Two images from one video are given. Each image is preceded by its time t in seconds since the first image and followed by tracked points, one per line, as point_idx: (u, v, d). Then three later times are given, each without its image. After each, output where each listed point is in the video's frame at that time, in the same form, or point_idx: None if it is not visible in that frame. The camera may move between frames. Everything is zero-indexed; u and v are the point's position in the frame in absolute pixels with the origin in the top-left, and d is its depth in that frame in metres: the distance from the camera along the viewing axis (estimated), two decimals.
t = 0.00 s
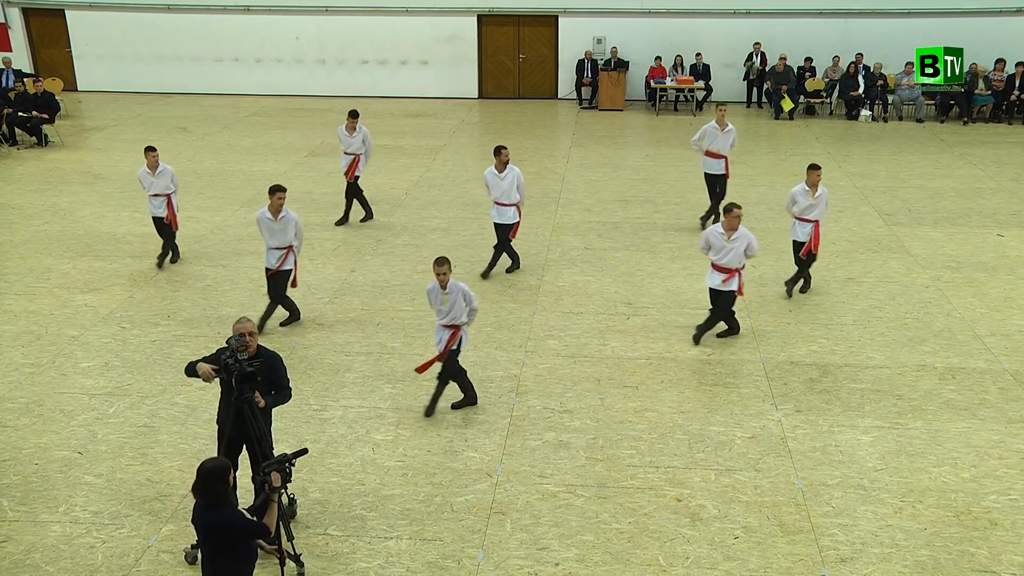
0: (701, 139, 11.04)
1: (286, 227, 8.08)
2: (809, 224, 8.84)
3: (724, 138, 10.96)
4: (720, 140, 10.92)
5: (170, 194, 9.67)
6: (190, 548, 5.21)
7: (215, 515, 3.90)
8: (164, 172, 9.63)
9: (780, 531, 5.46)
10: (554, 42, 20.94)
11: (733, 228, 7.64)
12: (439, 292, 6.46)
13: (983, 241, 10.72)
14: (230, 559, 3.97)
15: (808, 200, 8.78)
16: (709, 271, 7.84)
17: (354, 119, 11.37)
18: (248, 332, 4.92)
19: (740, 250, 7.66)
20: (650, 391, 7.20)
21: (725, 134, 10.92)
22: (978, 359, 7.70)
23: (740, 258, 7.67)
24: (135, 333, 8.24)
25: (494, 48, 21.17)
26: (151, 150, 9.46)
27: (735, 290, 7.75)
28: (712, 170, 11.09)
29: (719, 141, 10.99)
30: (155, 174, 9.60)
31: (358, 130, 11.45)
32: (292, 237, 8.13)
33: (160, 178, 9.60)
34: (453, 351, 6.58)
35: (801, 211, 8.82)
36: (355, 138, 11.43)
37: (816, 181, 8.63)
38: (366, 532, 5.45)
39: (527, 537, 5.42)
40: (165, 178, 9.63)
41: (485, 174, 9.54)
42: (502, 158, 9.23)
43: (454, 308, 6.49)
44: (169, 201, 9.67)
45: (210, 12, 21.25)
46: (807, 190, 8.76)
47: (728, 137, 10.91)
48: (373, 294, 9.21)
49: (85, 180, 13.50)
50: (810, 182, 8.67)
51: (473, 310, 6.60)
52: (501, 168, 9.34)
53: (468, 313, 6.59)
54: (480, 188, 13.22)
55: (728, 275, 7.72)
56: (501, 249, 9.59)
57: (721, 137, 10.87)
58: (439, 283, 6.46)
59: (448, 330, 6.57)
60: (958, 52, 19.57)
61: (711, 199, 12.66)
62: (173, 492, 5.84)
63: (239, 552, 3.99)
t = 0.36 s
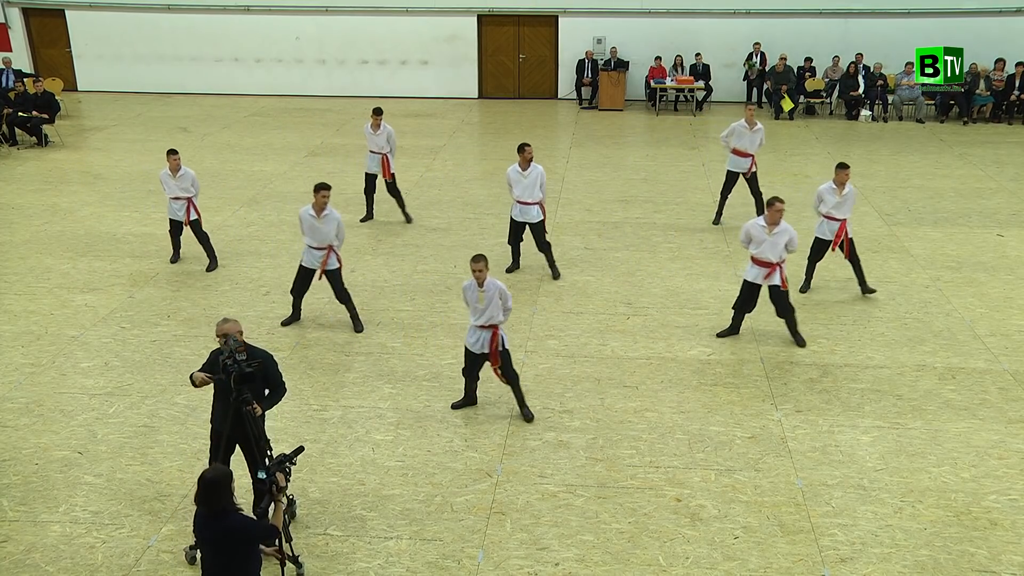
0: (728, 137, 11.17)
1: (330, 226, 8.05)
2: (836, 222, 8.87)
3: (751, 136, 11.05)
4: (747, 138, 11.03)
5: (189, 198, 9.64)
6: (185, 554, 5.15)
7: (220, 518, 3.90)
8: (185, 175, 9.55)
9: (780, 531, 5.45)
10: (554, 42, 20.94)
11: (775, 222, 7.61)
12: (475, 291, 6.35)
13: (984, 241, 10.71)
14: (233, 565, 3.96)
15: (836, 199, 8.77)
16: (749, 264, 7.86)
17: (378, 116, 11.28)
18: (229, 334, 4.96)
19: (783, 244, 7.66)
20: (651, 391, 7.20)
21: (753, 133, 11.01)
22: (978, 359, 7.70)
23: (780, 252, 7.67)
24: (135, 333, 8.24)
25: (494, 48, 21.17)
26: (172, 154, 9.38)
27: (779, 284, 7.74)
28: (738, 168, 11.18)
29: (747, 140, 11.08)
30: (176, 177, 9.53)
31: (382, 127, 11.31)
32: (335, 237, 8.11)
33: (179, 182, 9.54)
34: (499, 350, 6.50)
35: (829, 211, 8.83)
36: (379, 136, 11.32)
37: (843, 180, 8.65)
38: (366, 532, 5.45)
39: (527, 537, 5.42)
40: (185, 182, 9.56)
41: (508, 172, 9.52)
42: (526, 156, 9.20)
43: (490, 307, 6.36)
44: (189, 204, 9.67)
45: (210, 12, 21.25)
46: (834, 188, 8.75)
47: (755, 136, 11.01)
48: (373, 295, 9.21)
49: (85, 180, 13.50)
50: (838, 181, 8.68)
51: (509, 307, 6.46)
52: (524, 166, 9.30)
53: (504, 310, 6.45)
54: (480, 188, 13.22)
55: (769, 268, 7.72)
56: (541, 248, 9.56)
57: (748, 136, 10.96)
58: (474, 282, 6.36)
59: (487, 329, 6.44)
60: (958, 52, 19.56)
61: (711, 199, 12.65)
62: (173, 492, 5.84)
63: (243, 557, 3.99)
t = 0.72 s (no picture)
0: (753, 129, 11.28)
1: (350, 210, 8.03)
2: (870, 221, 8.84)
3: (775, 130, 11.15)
4: (772, 132, 11.14)
5: (200, 192, 9.64)
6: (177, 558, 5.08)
7: (224, 518, 3.90)
8: (197, 169, 9.54)
9: (780, 531, 5.45)
10: (554, 42, 20.94)
11: (812, 217, 7.65)
12: (507, 287, 6.33)
13: (984, 241, 10.71)
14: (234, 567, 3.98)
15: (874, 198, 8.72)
16: (782, 258, 7.85)
17: (401, 119, 11.30)
18: (199, 338, 4.77)
19: (819, 240, 7.69)
20: (651, 391, 7.20)
21: (778, 127, 11.10)
22: (978, 359, 7.70)
23: (816, 247, 7.69)
24: (135, 333, 8.24)
25: (494, 48, 21.17)
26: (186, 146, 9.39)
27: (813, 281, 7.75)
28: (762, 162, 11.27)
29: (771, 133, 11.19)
30: (188, 171, 9.53)
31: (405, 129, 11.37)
32: (354, 220, 8.08)
33: (191, 175, 9.54)
34: (526, 346, 6.52)
35: (866, 210, 8.78)
36: (403, 137, 11.41)
37: (883, 179, 8.58)
38: (366, 532, 5.45)
39: (527, 537, 5.42)
40: (197, 176, 9.56)
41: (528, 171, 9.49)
42: (547, 159, 9.10)
43: (521, 303, 6.34)
44: (199, 198, 9.66)
45: (210, 12, 21.25)
46: (874, 188, 8.70)
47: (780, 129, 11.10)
48: (373, 295, 9.21)
49: (86, 180, 13.51)
50: (878, 180, 8.60)
51: (538, 305, 6.45)
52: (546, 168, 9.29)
53: (534, 308, 6.44)
54: (480, 188, 13.22)
55: (805, 264, 7.71)
56: (557, 247, 9.56)
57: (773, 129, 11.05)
58: (507, 278, 6.34)
59: (515, 325, 6.44)
60: (958, 52, 19.56)
61: (711, 199, 12.66)
62: (173, 492, 5.84)
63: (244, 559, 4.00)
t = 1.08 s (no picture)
0: (757, 135, 11.22)
1: (354, 222, 8.00)
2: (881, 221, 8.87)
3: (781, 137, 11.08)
4: (776, 138, 11.07)
5: (198, 196, 9.63)
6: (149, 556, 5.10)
7: (224, 517, 3.90)
8: (195, 172, 9.58)
9: (780, 531, 5.46)
10: (554, 42, 20.94)
11: (823, 229, 7.58)
12: (508, 293, 6.35)
13: (984, 241, 10.71)
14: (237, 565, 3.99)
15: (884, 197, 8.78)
16: (793, 271, 7.81)
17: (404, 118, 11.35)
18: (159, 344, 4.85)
19: (829, 252, 7.62)
20: (651, 391, 7.20)
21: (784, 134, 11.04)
22: (978, 359, 7.70)
23: (825, 259, 7.64)
24: (135, 333, 8.25)
25: (494, 48, 21.17)
26: (184, 149, 9.42)
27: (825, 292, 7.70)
28: (767, 168, 11.19)
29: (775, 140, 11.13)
30: (186, 174, 9.56)
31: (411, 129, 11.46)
32: (359, 233, 8.04)
33: (189, 178, 9.56)
34: (529, 351, 6.54)
35: (876, 209, 8.83)
36: (407, 138, 11.44)
37: (892, 178, 8.63)
38: (366, 532, 5.45)
39: (527, 537, 5.42)
40: (195, 179, 9.58)
41: (533, 173, 9.54)
42: (550, 160, 9.13)
43: (522, 310, 6.38)
44: (197, 203, 9.65)
45: (210, 12, 21.24)
46: (883, 187, 8.75)
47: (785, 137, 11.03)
48: (373, 295, 9.21)
49: (86, 180, 13.51)
50: (887, 179, 8.66)
51: (539, 313, 6.50)
52: (549, 170, 9.33)
53: (535, 315, 6.49)
54: (480, 189, 13.22)
55: (816, 277, 7.67)
56: (558, 250, 9.54)
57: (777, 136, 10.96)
58: (507, 284, 6.36)
59: (516, 331, 6.47)
60: (958, 52, 19.57)
61: (711, 199, 12.66)
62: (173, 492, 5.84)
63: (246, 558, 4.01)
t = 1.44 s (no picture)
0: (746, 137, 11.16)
1: (325, 225, 7.94)
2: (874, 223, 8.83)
3: (768, 136, 11.01)
4: (764, 138, 11.00)
5: (177, 198, 9.53)
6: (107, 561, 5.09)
7: (224, 516, 3.90)
8: (170, 174, 9.46)
9: (780, 531, 5.46)
10: (554, 42, 20.94)
11: (811, 225, 7.52)
12: (474, 298, 6.27)
13: (984, 241, 10.71)
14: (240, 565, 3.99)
15: (874, 199, 8.73)
16: (781, 267, 7.74)
17: (388, 119, 11.24)
18: (115, 354, 4.85)
19: (819, 247, 7.57)
20: (650, 391, 7.20)
21: (770, 132, 10.98)
22: (978, 359, 7.70)
23: (815, 256, 7.59)
24: (135, 333, 8.24)
25: (494, 48, 21.17)
26: (155, 153, 9.33)
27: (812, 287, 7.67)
28: (758, 169, 11.14)
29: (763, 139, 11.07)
30: (161, 177, 9.46)
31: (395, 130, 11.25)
32: (331, 234, 8.00)
33: (165, 181, 9.45)
34: (505, 355, 6.45)
35: (867, 212, 8.78)
36: (394, 138, 11.30)
37: (880, 180, 8.60)
38: (366, 532, 5.46)
39: (527, 537, 5.42)
40: (171, 181, 9.45)
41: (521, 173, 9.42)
42: (537, 160, 9.13)
43: (490, 314, 6.26)
44: (177, 205, 9.55)
45: (210, 13, 21.25)
46: (872, 188, 8.72)
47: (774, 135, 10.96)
48: (373, 295, 9.21)
49: (86, 180, 13.51)
50: (875, 181, 8.63)
51: (508, 316, 6.37)
52: (536, 170, 9.21)
53: (504, 318, 6.36)
54: (480, 189, 13.22)
55: (804, 272, 7.61)
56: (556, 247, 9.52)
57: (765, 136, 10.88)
58: (472, 289, 6.28)
59: (487, 337, 6.37)
60: (958, 52, 19.57)
61: (711, 199, 12.66)
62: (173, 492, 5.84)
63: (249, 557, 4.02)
